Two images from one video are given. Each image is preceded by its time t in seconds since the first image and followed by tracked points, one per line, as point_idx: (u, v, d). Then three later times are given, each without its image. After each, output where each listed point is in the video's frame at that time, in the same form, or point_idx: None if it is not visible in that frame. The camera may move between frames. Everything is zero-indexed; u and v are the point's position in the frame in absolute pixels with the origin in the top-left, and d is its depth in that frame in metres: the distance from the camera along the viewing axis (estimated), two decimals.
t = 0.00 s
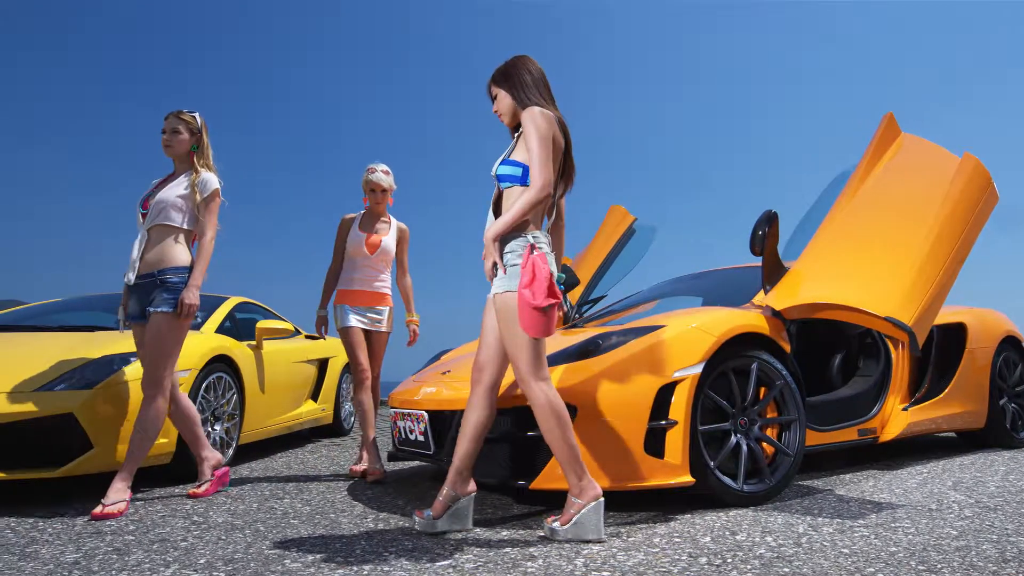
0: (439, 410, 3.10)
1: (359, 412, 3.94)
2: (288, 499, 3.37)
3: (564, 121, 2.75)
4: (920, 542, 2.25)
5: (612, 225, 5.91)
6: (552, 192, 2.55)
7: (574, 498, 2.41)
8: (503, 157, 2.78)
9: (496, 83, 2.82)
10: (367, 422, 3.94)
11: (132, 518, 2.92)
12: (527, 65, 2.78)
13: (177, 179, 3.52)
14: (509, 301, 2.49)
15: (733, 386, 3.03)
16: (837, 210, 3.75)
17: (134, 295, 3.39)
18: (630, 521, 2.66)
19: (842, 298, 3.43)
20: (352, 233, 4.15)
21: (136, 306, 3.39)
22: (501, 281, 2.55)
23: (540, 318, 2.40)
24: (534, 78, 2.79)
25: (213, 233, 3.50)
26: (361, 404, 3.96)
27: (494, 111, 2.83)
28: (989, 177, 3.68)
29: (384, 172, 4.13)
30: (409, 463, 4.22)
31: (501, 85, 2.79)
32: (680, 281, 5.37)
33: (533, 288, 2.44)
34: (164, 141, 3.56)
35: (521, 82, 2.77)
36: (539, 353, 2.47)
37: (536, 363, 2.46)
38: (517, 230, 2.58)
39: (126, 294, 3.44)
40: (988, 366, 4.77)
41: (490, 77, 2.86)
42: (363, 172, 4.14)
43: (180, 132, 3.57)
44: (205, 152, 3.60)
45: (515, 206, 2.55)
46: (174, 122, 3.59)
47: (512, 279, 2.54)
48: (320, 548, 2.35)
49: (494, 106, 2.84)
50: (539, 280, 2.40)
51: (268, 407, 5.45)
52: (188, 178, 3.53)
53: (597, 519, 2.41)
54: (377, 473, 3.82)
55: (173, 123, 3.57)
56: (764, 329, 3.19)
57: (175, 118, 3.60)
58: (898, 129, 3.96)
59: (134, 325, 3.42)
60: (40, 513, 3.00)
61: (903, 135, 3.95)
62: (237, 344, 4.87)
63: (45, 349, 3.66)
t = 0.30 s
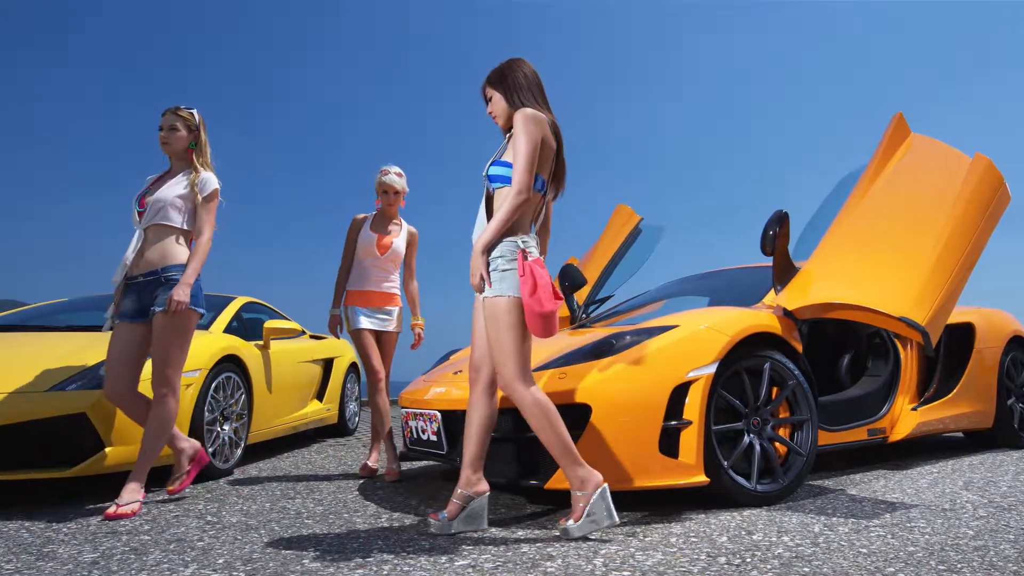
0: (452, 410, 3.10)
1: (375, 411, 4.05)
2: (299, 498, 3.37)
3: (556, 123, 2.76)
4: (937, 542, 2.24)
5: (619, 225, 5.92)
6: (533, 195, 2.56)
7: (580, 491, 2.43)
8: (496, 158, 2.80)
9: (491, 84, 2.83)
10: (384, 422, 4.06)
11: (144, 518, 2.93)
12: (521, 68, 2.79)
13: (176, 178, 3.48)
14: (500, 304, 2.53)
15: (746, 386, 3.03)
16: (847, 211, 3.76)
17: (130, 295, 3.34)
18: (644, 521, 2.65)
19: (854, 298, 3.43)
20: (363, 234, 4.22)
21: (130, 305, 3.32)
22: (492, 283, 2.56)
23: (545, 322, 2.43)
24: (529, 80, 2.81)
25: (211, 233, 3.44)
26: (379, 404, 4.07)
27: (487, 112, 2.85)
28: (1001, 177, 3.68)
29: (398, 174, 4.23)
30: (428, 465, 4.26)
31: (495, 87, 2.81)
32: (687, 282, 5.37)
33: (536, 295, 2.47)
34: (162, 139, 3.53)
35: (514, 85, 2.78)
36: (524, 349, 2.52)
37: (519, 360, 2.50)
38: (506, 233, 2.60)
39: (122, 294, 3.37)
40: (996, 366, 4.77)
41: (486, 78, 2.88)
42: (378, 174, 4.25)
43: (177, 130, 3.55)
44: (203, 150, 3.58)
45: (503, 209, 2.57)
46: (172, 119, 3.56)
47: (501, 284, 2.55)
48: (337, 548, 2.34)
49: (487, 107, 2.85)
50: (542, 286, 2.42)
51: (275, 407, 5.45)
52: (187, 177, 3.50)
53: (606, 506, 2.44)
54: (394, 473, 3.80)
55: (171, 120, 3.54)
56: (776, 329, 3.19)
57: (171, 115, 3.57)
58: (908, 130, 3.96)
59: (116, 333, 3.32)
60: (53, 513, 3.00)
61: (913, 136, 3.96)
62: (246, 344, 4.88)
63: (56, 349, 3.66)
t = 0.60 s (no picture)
0: (465, 410, 3.10)
1: (389, 410, 4.25)
2: (311, 499, 3.37)
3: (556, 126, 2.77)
4: (955, 542, 2.25)
5: (625, 225, 5.93)
6: (529, 195, 2.56)
7: (562, 476, 2.56)
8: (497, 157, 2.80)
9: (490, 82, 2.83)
10: (396, 424, 4.25)
11: (158, 518, 2.93)
12: (521, 66, 2.79)
13: (181, 173, 3.43)
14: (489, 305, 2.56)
15: (759, 385, 3.04)
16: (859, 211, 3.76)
17: (132, 289, 3.30)
18: (659, 521, 2.65)
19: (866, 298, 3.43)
20: (374, 234, 4.36)
21: (132, 299, 3.29)
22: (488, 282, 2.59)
23: (531, 329, 2.51)
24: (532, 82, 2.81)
25: (219, 231, 3.42)
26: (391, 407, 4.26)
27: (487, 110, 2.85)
28: (1013, 177, 3.67)
29: (409, 177, 4.40)
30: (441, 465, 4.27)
31: (495, 85, 2.81)
32: (694, 282, 5.38)
33: (531, 302, 2.52)
34: (162, 134, 3.45)
35: (515, 84, 2.78)
36: (495, 352, 2.54)
37: (484, 366, 2.52)
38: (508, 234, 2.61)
39: (122, 287, 3.33)
40: (1004, 366, 4.77)
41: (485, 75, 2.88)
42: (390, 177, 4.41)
43: (178, 124, 3.47)
44: (205, 144, 3.51)
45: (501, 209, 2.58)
46: (173, 114, 3.48)
47: (499, 286, 2.57)
48: (354, 548, 2.34)
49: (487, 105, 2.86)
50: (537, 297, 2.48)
51: (282, 408, 5.45)
52: (193, 174, 3.45)
53: (588, 484, 2.56)
54: (406, 473, 3.86)
55: (170, 114, 3.46)
56: (789, 329, 3.19)
57: (171, 109, 3.48)
58: (918, 130, 3.96)
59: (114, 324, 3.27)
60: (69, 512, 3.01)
61: (922, 136, 3.96)
62: (254, 344, 4.88)
63: (67, 349, 3.66)
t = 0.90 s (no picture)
0: (478, 410, 3.10)
1: (398, 412, 4.28)
2: (323, 499, 3.37)
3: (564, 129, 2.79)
4: (973, 542, 2.25)
5: (631, 225, 5.93)
6: (558, 196, 2.59)
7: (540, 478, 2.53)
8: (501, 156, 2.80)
9: (502, 73, 2.83)
10: (405, 426, 4.27)
11: (171, 518, 2.93)
12: (533, 65, 2.82)
13: (186, 168, 3.40)
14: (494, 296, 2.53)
15: (772, 386, 3.04)
16: (870, 209, 3.77)
17: (135, 283, 3.23)
18: (674, 520, 2.65)
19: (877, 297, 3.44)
20: (385, 236, 4.41)
21: (136, 293, 3.21)
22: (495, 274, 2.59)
23: (533, 322, 2.50)
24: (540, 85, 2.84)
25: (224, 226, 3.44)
26: (400, 408, 4.29)
27: (495, 102, 2.85)
28: None
29: (419, 178, 4.42)
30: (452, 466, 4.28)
31: (509, 76, 2.80)
32: (701, 282, 5.38)
33: (534, 296, 2.53)
34: (164, 128, 3.38)
35: (528, 81, 2.81)
36: (489, 337, 2.49)
37: (474, 351, 2.46)
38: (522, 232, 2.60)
39: (123, 281, 3.24)
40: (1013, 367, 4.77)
41: (495, 66, 2.87)
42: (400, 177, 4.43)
43: (179, 117, 3.41)
44: (207, 136, 3.48)
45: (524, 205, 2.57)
46: (173, 106, 3.41)
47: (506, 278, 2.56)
48: (371, 548, 2.34)
49: (496, 96, 2.84)
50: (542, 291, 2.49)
51: (289, 408, 5.45)
52: (200, 168, 3.43)
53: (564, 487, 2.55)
54: (416, 473, 3.88)
55: (172, 107, 3.39)
56: (801, 329, 3.20)
57: (172, 102, 3.41)
58: (928, 130, 3.97)
59: (115, 321, 3.18)
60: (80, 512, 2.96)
61: (933, 136, 3.97)
62: (262, 344, 4.88)
63: (78, 349, 3.65)
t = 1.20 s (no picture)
0: (492, 410, 3.10)
1: (408, 412, 4.28)
2: (335, 499, 3.36)
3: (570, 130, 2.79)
4: (991, 542, 2.25)
5: (637, 225, 5.93)
6: (589, 191, 2.52)
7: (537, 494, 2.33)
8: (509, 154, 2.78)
9: (517, 68, 2.83)
10: (414, 426, 4.27)
11: (184, 517, 2.94)
12: (547, 63, 2.83)
13: (188, 165, 3.37)
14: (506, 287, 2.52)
15: (785, 386, 3.04)
16: (880, 209, 3.76)
17: (136, 281, 3.18)
18: (689, 520, 2.66)
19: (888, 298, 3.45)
20: (393, 236, 4.41)
21: (136, 292, 3.17)
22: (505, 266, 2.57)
23: (549, 313, 2.47)
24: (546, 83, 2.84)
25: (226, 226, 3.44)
26: (410, 407, 4.28)
27: (507, 96, 2.83)
28: None
29: (429, 178, 4.41)
30: (461, 466, 4.28)
31: (525, 72, 2.80)
32: (708, 282, 5.38)
33: (547, 286, 2.50)
34: (164, 122, 3.32)
35: (542, 79, 2.81)
36: (505, 333, 2.47)
37: (493, 346, 2.43)
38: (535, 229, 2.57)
39: (123, 278, 3.19)
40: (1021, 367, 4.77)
41: (509, 60, 2.87)
42: (410, 177, 4.43)
43: (180, 112, 3.36)
44: (207, 132, 3.46)
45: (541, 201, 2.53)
46: (174, 101, 3.36)
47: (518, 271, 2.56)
48: (389, 548, 2.34)
49: (510, 89, 2.82)
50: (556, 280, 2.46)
51: (296, 408, 5.45)
52: (201, 166, 3.41)
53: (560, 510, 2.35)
54: (427, 473, 3.88)
55: (173, 102, 3.34)
56: (814, 328, 3.20)
57: (173, 96, 3.36)
58: (937, 129, 3.96)
59: (117, 319, 3.14)
60: (93, 513, 2.95)
61: (942, 135, 3.96)
62: (270, 344, 4.87)
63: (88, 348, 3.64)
